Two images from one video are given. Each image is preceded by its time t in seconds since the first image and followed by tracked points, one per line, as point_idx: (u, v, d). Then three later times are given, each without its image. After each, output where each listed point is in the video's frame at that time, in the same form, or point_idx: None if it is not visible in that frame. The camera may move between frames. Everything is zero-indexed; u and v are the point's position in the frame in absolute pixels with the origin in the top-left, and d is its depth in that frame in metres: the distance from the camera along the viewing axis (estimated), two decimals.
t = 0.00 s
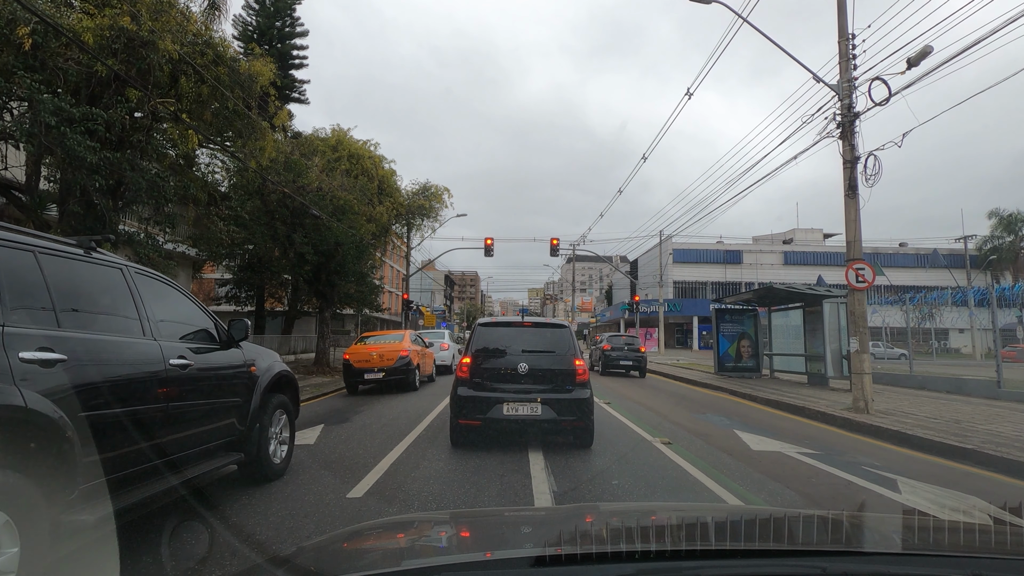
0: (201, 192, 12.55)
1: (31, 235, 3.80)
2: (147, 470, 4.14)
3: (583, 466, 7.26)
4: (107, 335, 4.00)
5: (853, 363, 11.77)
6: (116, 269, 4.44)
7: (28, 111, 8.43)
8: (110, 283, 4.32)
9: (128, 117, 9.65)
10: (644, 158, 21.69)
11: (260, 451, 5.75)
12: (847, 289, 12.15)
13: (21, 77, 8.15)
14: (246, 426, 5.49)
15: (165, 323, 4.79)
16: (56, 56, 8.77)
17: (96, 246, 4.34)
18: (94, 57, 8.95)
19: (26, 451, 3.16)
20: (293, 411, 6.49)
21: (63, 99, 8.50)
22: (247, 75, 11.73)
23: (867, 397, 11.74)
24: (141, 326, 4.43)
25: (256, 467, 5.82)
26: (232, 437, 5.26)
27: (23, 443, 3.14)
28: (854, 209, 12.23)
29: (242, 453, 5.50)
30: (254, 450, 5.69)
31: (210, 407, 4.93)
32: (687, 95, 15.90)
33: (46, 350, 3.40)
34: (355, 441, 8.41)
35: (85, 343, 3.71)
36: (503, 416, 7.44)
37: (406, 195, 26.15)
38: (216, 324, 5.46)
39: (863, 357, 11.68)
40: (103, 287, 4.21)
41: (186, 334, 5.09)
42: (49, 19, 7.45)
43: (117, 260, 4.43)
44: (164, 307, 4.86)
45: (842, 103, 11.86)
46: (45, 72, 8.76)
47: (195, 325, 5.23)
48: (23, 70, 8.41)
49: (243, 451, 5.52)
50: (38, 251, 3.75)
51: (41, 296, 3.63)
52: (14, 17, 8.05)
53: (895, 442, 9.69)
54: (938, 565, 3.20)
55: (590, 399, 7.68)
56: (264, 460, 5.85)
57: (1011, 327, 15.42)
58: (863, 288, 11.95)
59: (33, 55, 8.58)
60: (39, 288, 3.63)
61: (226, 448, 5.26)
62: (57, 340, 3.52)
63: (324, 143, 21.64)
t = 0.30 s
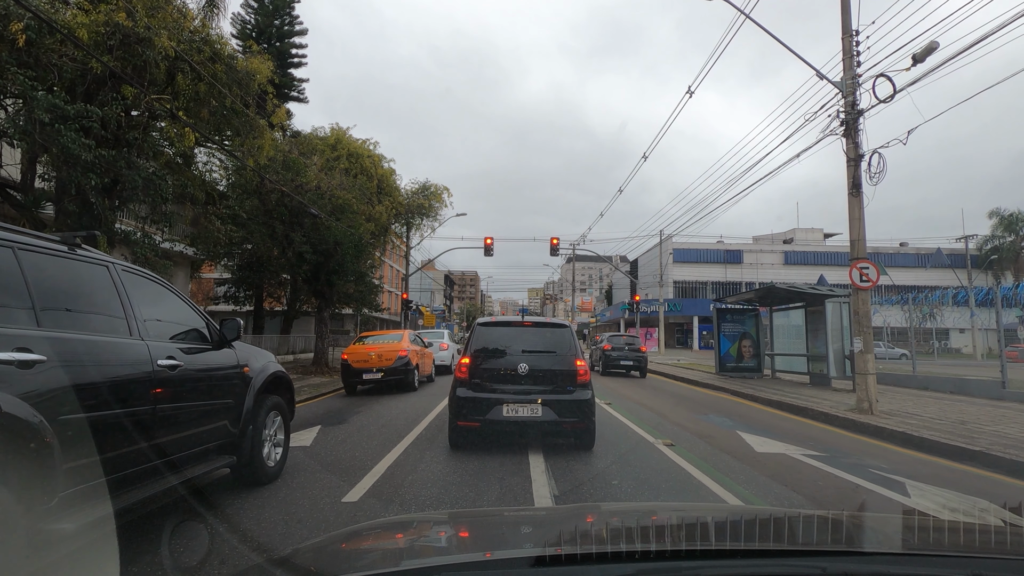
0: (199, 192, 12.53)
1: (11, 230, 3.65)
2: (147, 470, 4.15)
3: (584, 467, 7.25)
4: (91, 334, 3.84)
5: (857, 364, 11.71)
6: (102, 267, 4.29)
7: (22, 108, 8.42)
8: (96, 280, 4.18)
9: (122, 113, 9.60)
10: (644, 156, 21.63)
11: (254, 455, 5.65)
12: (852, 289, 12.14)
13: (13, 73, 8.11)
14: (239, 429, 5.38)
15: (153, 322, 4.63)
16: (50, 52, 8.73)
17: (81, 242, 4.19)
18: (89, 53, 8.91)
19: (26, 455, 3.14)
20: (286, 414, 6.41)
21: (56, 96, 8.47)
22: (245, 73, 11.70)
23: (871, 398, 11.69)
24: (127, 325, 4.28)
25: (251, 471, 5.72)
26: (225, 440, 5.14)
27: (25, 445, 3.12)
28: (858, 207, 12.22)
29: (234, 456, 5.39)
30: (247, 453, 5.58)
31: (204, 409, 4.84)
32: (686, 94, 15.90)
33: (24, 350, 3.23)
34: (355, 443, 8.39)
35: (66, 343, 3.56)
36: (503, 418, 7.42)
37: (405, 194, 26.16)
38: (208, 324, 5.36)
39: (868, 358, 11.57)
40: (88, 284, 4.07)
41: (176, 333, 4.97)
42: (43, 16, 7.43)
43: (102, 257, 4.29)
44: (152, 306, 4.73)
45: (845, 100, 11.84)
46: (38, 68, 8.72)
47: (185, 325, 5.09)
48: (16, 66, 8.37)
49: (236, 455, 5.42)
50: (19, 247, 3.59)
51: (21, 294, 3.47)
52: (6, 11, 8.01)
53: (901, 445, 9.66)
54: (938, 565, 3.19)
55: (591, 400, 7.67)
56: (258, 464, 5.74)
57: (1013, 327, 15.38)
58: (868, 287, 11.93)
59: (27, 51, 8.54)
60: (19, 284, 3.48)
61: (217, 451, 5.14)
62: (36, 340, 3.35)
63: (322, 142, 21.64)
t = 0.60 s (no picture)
0: (196, 192, 12.51)
1: None
2: (147, 471, 4.13)
3: (584, 468, 7.23)
4: (78, 335, 3.72)
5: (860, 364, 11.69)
6: (92, 265, 4.17)
7: (17, 105, 8.39)
8: (85, 278, 4.07)
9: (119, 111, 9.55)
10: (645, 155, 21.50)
11: (249, 456, 5.60)
12: (855, 288, 12.13)
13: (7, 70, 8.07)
14: (234, 430, 5.34)
15: (144, 322, 4.52)
16: (46, 50, 8.71)
17: (70, 240, 4.07)
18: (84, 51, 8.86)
19: (27, 456, 3.13)
20: (282, 415, 6.37)
21: (51, 94, 8.42)
22: (243, 71, 11.67)
23: (873, 398, 11.67)
24: (117, 325, 4.17)
25: (247, 475, 5.65)
26: (220, 442, 5.10)
27: (25, 446, 3.10)
28: (860, 206, 12.20)
29: (229, 458, 5.34)
30: (242, 454, 5.54)
31: (201, 410, 4.80)
32: (687, 91, 15.72)
33: (7, 351, 3.10)
34: (355, 444, 8.38)
35: (53, 343, 3.44)
36: (502, 418, 7.41)
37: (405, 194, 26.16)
38: (202, 324, 5.32)
39: (870, 357, 11.61)
40: (78, 283, 3.98)
41: (171, 333, 4.89)
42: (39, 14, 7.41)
43: (92, 255, 4.19)
44: (145, 305, 4.64)
45: (848, 99, 11.82)
46: (32, 64, 8.70)
47: (179, 324, 5.02)
48: (12, 63, 8.35)
49: (230, 457, 5.38)
50: (6, 244, 3.48)
51: (5, 293, 3.34)
52: (2, 8, 7.96)
53: (904, 446, 9.63)
54: (940, 565, 3.17)
55: (591, 401, 7.65)
56: (253, 467, 5.68)
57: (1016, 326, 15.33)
58: (870, 286, 11.90)
59: (23, 49, 8.52)
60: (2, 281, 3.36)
61: (212, 453, 5.10)
62: (19, 341, 3.21)
63: (322, 141, 21.63)
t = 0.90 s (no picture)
0: (196, 191, 12.50)
1: None
2: (146, 471, 4.13)
3: (585, 469, 7.22)
4: (72, 334, 3.68)
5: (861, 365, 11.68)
6: (86, 265, 4.12)
7: (15, 104, 8.38)
8: (81, 278, 4.04)
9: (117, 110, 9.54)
10: (644, 155, 21.12)
11: (247, 457, 5.58)
12: (856, 288, 12.12)
13: (6, 69, 8.07)
14: (230, 430, 5.31)
15: (138, 321, 4.47)
16: (44, 48, 8.71)
17: (64, 238, 4.02)
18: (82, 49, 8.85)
19: (26, 456, 3.13)
20: (281, 416, 6.36)
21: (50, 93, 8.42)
22: (242, 70, 11.66)
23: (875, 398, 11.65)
24: (113, 325, 4.14)
25: (246, 475, 5.64)
26: (217, 443, 5.07)
27: (20, 447, 3.08)
28: (861, 205, 12.19)
29: (227, 459, 5.33)
30: (240, 455, 5.50)
31: (199, 411, 4.79)
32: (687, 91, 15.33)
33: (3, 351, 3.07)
34: (356, 444, 8.37)
35: (47, 343, 3.40)
36: (502, 419, 7.40)
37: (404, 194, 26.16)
38: (199, 324, 5.30)
39: (871, 357, 11.59)
40: (74, 282, 3.95)
41: (168, 333, 4.87)
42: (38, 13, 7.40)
43: (87, 254, 4.15)
44: (142, 305, 4.61)
45: (849, 98, 11.80)
46: (30, 63, 8.69)
47: (175, 324, 4.99)
48: (8, 62, 8.34)
49: (228, 458, 5.36)
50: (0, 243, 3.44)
51: None
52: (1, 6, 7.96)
53: (905, 446, 9.62)
54: (941, 565, 3.17)
55: (591, 401, 7.64)
56: (251, 468, 5.66)
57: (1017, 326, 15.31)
58: (871, 286, 11.89)
59: (21, 47, 8.52)
60: None
61: (211, 453, 5.09)
62: (15, 341, 3.18)
63: (321, 141, 21.62)
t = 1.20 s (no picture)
0: (196, 191, 12.51)
1: None
2: (146, 471, 4.14)
3: (585, 469, 7.23)
4: (72, 334, 3.69)
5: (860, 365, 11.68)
6: (86, 265, 4.13)
7: (15, 105, 8.39)
8: (81, 278, 4.04)
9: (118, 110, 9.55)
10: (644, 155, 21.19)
11: (247, 457, 5.59)
12: (856, 288, 12.12)
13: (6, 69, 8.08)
14: (230, 430, 5.31)
15: (139, 321, 4.48)
16: (44, 49, 8.73)
17: (65, 239, 4.03)
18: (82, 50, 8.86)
19: (26, 456, 3.14)
20: (281, 416, 6.37)
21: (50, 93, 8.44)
22: (242, 71, 11.68)
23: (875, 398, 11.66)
24: (113, 325, 4.15)
25: (246, 475, 5.64)
26: (217, 443, 5.07)
27: (20, 447, 3.09)
28: (861, 206, 12.20)
29: (226, 459, 5.33)
30: (240, 455, 5.52)
31: (199, 411, 4.79)
32: (687, 92, 15.45)
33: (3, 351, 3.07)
34: (356, 444, 8.37)
35: (48, 343, 3.41)
36: (502, 419, 7.41)
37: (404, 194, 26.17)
38: (199, 324, 5.30)
39: (871, 357, 11.60)
40: (75, 283, 3.96)
41: (168, 333, 4.88)
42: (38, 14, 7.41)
43: (87, 254, 4.16)
44: (142, 305, 4.62)
45: (849, 98, 11.81)
46: (30, 63, 8.71)
47: (176, 324, 5.00)
48: (9, 62, 8.36)
49: (228, 458, 5.36)
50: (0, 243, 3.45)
51: None
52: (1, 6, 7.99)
53: (905, 446, 9.62)
54: (941, 565, 3.17)
55: (591, 401, 7.65)
56: (251, 469, 5.66)
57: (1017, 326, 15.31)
58: (871, 286, 11.89)
59: (21, 47, 8.54)
60: None
61: (210, 454, 5.09)
62: (15, 341, 3.19)
63: (321, 141, 21.63)
